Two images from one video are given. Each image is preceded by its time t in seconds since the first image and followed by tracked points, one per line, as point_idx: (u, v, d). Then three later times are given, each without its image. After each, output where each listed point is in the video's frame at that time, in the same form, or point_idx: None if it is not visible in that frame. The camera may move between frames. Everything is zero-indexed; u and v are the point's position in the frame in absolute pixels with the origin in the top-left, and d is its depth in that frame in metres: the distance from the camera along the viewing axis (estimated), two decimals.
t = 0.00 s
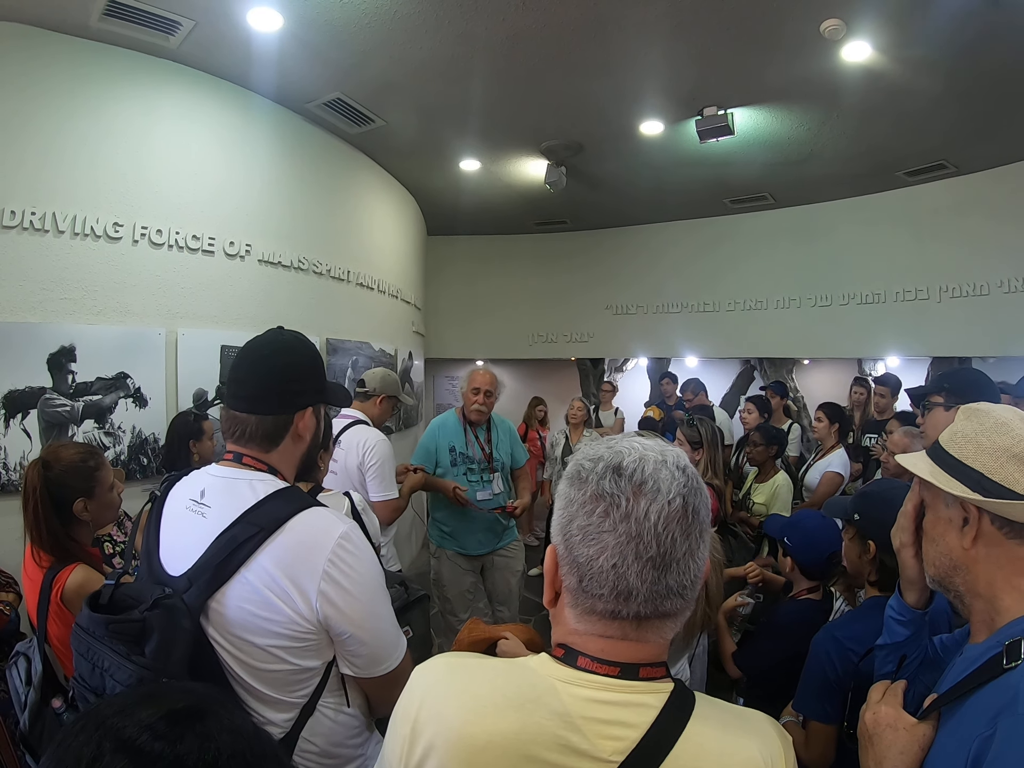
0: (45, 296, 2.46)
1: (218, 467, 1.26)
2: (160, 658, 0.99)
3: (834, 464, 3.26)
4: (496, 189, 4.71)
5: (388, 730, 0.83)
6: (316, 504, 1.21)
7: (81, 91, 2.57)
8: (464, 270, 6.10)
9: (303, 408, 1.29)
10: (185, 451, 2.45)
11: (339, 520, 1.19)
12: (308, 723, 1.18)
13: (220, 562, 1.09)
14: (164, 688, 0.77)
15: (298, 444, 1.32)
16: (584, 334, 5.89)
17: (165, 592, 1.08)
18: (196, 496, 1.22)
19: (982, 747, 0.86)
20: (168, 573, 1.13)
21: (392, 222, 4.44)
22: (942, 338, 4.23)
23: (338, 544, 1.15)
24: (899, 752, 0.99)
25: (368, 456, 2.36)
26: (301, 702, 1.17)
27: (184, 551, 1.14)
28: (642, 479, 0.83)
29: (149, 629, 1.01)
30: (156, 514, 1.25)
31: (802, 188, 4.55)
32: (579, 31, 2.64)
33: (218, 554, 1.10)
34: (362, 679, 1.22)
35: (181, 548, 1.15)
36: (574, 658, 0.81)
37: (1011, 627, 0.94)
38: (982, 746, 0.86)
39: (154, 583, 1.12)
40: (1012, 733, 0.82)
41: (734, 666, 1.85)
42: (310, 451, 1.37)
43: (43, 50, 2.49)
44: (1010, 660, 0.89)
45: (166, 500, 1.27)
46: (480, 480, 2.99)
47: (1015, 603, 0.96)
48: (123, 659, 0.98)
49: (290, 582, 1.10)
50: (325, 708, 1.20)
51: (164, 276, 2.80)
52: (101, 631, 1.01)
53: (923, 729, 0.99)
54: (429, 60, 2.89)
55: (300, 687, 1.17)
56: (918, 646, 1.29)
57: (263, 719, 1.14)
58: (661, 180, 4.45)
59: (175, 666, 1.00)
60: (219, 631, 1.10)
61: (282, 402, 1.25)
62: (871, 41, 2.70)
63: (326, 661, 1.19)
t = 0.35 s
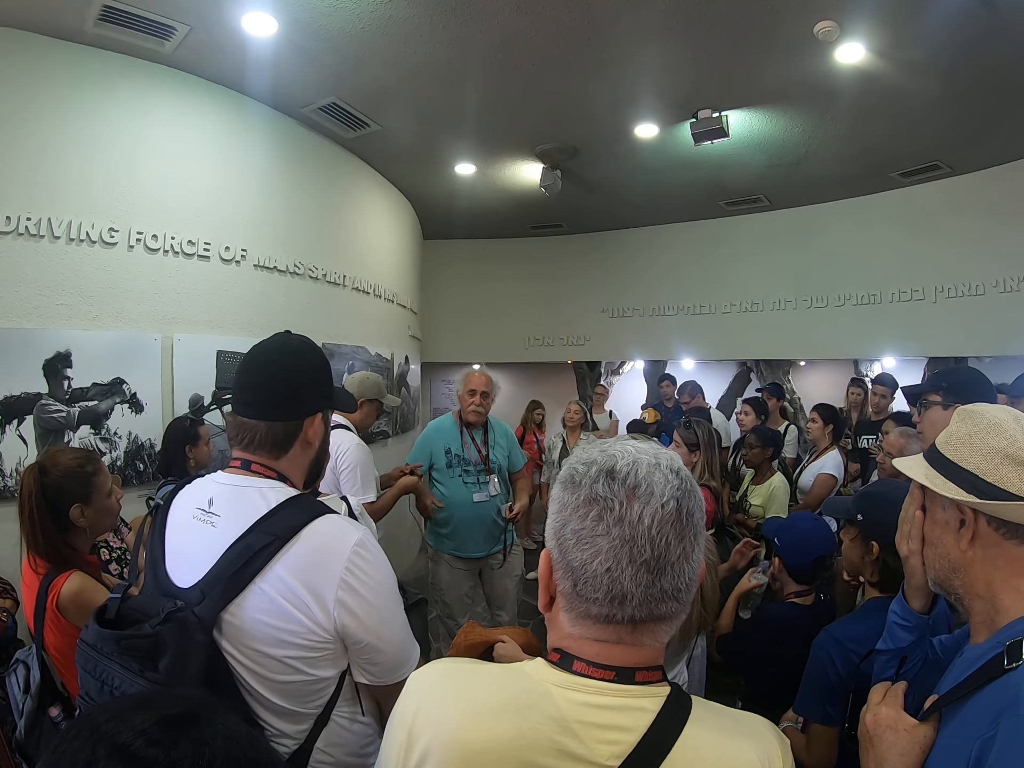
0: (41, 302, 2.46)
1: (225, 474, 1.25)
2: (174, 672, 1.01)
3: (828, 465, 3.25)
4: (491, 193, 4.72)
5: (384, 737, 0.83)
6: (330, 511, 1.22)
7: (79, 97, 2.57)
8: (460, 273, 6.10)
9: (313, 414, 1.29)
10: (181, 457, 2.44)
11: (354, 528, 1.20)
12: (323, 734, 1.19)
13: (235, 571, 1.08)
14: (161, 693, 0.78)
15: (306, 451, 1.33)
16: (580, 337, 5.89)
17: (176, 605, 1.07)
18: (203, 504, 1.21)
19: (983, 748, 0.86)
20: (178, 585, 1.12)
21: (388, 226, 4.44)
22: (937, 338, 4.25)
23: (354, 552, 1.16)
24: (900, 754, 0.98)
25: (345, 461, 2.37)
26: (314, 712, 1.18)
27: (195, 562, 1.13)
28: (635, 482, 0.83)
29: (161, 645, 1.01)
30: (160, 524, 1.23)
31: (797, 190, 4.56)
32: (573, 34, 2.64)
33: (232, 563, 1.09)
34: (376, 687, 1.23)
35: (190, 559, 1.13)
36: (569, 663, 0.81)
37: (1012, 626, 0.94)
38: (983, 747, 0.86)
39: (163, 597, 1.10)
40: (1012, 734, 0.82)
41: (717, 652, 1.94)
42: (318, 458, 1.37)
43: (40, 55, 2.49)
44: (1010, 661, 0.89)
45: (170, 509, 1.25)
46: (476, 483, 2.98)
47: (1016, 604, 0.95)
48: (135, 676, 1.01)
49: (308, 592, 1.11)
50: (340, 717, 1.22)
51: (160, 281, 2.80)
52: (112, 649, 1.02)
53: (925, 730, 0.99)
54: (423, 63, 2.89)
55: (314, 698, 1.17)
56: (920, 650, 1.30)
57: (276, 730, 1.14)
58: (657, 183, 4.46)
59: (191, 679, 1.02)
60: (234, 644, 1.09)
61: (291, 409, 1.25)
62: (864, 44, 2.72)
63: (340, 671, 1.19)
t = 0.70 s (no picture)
0: (36, 307, 2.45)
1: (231, 480, 1.25)
2: (193, 681, 1.01)
3: (821, 465, 3.26)
4: (486, 196, 4.72)
5: (378, 743, 0.83)
6: (341, 517, 1.22)
7: (73, 101, 2.57)
8: (456, 276, 6.10)
9: (321, 420, 1.29)
10: (177, 461, 2.44)
11: (367, 534, 1.21)
12: (335, 741, 1.19)
13: (249, 580, 1.08)
14: (157, 697, 0.78)
15: (314, 456, 1.32)
16: (576, 340, 5.90)
17: (189, 615, 1.05)
18: (211, 512, 1.20)
19: (979, 749, 0.86)
20: (184, 595, 1.10)
21: (383, 230, 4.44)
22: (933, 338, 4.26)
23: (368, 558, 1.18)
24: (896, 757, 0.98)
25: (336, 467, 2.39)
26: (326, 720, 1.18)
27: (202, 573, 1.11)
28: (625, 486, 0.83)
29: (175, 656, 1.01)
30: (162, 533, 1.22)
31: (792, 192, 4.57)
32: (568, 37, 2.65)
33: (245, 573, 1.08)
34: (386, 692, 1.24)
35: (197, 568, 1.12)
36: (561, 667, 0.81)
37: (1009, 627, 0.94)
38: (979, 748, 0.86)
39: (170, 607, 1.09)
40: (1008, 735, 0.82)
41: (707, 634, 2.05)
42: (324, 464, 1.37)
43: (34, 59, 2.49)
44: (1006, 662, 0.89)
45: (172, 518, 1.24)
46: (471, 485, 2.98)
47: (1013, 604, 0.96)
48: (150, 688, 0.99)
49: (325, 598, 1.12)
50: (352, 721, 1.23)
51: (156, 285, 2.79)
52: (123, 662, 1.01)
53: (921, 731, 0.98)
54: (417, 67, 2.90)
55: (326, 705, 1.17)
56: (915, 651, 1.30)
57: (288, 738, 1.15)
58: (653, 185, 4.46)
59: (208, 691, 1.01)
60: (248, 653, 1.08)
61: (297, 415, 1.24)
62: (858, 45, 2.72)
63: (353, 678, 1.20)
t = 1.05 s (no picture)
0: (31, 314, 2.44)
1: (229, 487, 1.25)
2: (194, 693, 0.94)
3: (816, 469, 3.27)
4: (481, 201, 4.74)
5: (371, 748, 0.83)
6: (341, 524, 1.23)
7: (65, 106, 2.56)
8: (452, 281, 6.11)
9: (320, 428, 1.30)
10: (172, 467, 2.43)
11: (368, 540, 1.22)
12: (335, 744, 1.20)
13: (253, 588, 1.08)
14: (150, 703, 0.78)
15: (313, 464, 1.33)
16: (571, 345, 5.91)
17: (192, 623, 1.05)
18: (210, 520, 1.19)
19: (966, 749, 0.86)
20: (185, 603, 1.09)
21: (377, 235, 4.44)
22: (926, 340, 4.28)
23: (370, 564, 1.19)
24: (885, 756, 0.98)
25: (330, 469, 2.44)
26: (327, 726, 1.18)
27: (202, 581, 1.11)
28: (613, 492, 0.84)
29: (180, 665, 0.97)
30: (160, 541, 1.21)
31: (785, 196, 4.59)
32: (561, 42, 2.66)
33: (248, 581, 1.08)
34: (384, 697, 1.25)
35: (197, 576, 1.11)
36: (552, 674, 0.82)
37: (997, 627, 0.95)
38: (966, 747, 0.86)
39: (173, 616, 1.07)
40: (995, 734, 0.83)
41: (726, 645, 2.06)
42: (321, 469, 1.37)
43: (29, 65, 2.49)
44: (992, 662, 0.90)
45: (169, 526, 1.24)
46: (471, 492, 2.98)
47: (1003, 606, 0.97)
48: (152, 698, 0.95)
49: (328, 604, 1.13)
50: (352, 726, 1.23)
51: (150, 291, 2.79)
52: (127, 672, 0.98)
53: (909, 732, 0.99)
54: (410, 73, 2.91)
55: (329, 711, 1.17)
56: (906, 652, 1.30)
57: (289, 744, 1.14)
58: (648, 190, 4.47)
59: (213, 698, 0.95)
60: (251, 660, 1.08)
61: (295, 422, 1.25)
62: (850, 49, 2.74)
63: (353, 683, 1.21)
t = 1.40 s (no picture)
0: (26, 317, 2.43)
1: (218, 490, 1.24)
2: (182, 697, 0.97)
3: (815, 470, 3.27)
4: (477, 204, 4.74)
5: (366, 754, 0.82)
6: (330, 527, 1.22)
7: (59, 108, 2.54)
8: (448, 283, 6.11)
9: (309, 430, 1.29)
10: (168, 471, 2.43)
11: (356, 543, 1.22)
12: (324, 748, 1.20)
13: (241, 590, 1.08)
14: (143, 709, 0.77)
15: (302, 466, 1.32)
16: (567, 347, 5.91)
17: (178, 626, 1.05)
18: (198, 522, 1.19)
19: (960, 752, 0.86)
20: (173, 606, 1.10)
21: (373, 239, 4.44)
22: (922, 342, 4.28)
23: (358, 567, 1.18)
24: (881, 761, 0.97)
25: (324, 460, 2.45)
26: (316, 729, 1.18)
27: (191, 584, 1.11)
28: (612, 495, 0.83)
29: (167, 669, 0.98)
30: (150, 542, 1.21)
31: (781, 198, 4.59)
32: (557, 44, 2.66)
33: (236, 583, 1.08)
34: (375, 700, 1.25)
35: (186, 579, 1.11)
36: (550, 679, 0.81)
37: (991, 628, 0.95)
38: (961, 749, 0.86)
39: (161, 619, 1.08)
40: (991, 736, 0.83)
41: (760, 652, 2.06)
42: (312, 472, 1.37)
43: (25, 67, 2.47)
44: (986, 664, 0.90)
45: (160, 526, 1.24)
46: (471, 497, 2.98)
47: (997, 608, 0.97)
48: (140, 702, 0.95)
49: (314, 607, 1.12)
50: (341, 731, 1.23)
51: (145, 293, 2.78)
52: (113, 675, 0.97)
53: (903, 734, 0.98)
54: (406, 76, 2.91)
55: (317, 714, 1.17)
56: (899, 653, 1.30)
57: (278, 748, 1.14)
58: (645, 193, 4.48)
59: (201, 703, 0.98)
60: (239, 663, 1.07)
61: (287, 425, 1.24)
62: (845, 52, 2.75)
63: (342, 686, 1.20)
